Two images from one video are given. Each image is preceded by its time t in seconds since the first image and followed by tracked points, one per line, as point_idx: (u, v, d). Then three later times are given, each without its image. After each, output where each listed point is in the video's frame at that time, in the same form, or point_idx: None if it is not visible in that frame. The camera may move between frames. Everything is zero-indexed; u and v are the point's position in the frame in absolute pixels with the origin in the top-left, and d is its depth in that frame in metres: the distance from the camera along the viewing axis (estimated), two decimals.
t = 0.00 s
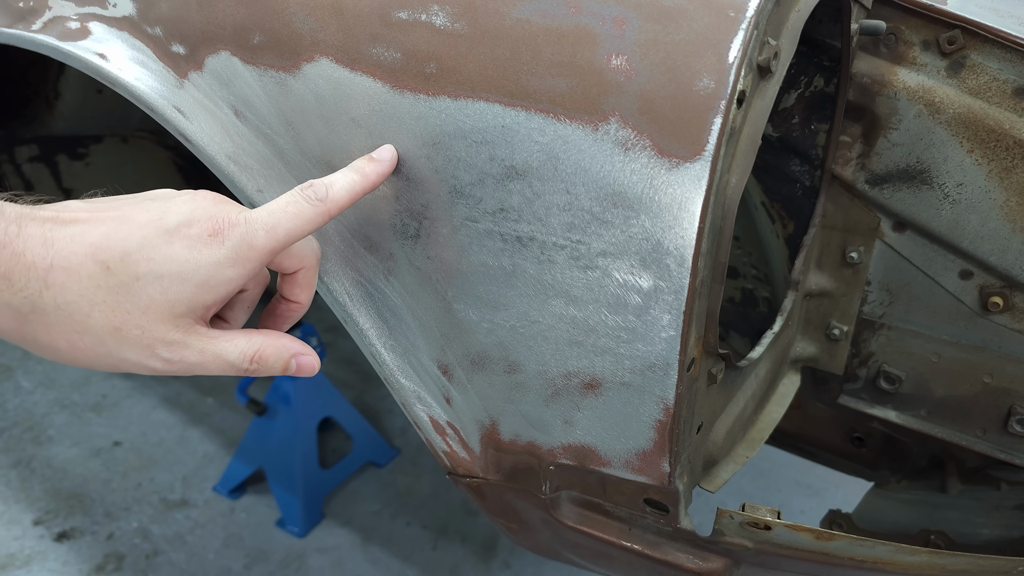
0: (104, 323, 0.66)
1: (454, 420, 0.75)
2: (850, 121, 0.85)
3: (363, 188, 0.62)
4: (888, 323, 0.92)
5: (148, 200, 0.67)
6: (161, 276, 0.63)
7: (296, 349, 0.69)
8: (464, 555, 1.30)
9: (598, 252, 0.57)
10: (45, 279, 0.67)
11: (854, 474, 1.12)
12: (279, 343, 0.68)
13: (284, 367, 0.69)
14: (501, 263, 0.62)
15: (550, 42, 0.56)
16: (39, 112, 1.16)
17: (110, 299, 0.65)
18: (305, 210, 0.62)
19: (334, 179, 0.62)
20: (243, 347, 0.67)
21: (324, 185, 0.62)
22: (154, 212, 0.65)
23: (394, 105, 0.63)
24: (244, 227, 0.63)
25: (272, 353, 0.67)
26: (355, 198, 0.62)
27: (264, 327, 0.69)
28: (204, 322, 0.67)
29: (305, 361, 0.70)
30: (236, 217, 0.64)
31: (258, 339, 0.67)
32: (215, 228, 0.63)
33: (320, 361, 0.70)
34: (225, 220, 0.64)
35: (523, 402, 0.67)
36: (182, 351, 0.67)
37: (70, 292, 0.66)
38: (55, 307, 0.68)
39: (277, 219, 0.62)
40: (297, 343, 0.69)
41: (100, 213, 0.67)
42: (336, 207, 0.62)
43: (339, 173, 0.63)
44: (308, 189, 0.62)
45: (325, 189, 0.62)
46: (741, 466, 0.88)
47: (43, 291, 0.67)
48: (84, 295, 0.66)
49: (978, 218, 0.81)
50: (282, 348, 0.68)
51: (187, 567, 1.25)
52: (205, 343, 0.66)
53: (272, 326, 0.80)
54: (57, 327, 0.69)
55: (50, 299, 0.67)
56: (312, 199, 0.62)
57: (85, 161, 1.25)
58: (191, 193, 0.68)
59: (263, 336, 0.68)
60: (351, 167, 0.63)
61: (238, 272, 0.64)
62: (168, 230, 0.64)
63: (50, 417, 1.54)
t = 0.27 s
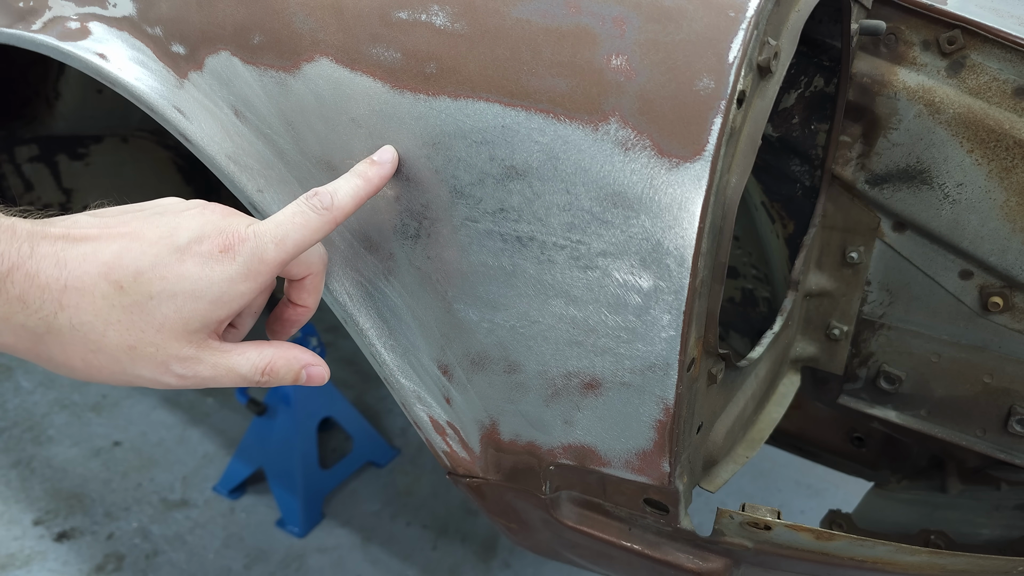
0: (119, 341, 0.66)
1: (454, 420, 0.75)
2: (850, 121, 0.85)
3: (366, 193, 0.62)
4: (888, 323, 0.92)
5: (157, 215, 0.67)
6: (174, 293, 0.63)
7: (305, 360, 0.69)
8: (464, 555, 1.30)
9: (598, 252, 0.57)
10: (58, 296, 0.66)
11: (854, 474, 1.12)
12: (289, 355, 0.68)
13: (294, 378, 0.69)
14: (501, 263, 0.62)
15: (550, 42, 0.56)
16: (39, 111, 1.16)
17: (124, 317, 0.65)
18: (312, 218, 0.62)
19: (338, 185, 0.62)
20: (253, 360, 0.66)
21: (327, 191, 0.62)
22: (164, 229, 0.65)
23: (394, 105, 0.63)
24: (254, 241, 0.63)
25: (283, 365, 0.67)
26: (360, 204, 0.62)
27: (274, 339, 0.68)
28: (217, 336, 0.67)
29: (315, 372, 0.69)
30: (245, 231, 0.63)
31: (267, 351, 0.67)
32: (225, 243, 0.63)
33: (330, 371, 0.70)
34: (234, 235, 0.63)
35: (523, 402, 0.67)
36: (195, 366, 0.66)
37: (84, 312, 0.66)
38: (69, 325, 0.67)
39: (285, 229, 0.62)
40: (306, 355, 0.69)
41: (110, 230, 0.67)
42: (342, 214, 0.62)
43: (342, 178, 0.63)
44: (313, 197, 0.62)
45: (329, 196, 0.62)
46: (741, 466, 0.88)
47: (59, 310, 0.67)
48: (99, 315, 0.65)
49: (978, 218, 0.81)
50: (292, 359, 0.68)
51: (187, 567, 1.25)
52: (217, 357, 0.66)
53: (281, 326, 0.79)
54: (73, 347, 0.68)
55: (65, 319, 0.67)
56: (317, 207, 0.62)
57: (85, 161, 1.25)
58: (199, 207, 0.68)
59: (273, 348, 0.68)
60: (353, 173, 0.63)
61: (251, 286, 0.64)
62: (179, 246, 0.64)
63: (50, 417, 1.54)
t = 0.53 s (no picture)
0: (123, 347, 0.66)
1: (454, 420, 0.75)
2: (850, 121, 0.85)
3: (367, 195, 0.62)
4: (888, 323, 0.92)
5: (160, 220, 0.67)
6: (179, 299, 0.63)
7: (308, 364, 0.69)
8: (464, 555, 1.30)
9: (598, 252, 0.57)
10: (60, 302, 0.66)
11: (854, 474, 1.12)
12: (294, 359, 0.69)
13: (298, 382, 0.69)
14: (501, 263, 0.62)
15: (550, 42, 0.56)
16: (39, 112, 1.16)
17: (129, 323, 0.64)
18: (314, 221, 0.62)
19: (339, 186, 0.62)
20: (258, 364, 0.67)
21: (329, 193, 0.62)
22: (168, 234, 0.65)
23: (394, 105, 0.63)
24: (257, 245, 0.63)
25: (287, 369, 0.68)
26: (362, 206, 0.62)
27: (277, 343, 0.69)
28: (221, 341, 0.67)
29: (319, 376, 0.70)
30: (248, 236, 0.63)
31: (271, 355, 0.68)
32: (228, 248, 0.63)
33: (333, 374, 0.71)
34: (237, 239, 0.63)
35: (523, 402, 0.67)
36: (199, 371, 0.66)
37: (88, 318, 0.65)
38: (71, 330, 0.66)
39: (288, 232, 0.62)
40: (310, 359, 0.69)
41: (112, 235, 0.66)
42: (344, 215, 0.62)
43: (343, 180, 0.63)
44: (314, 199, 0.62)
45: (331, 198, 0.62)
46: (741, 466, 0.87)
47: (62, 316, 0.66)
48: (103, 321, 0.65)
49: (978, 218, 0.81)
50: (296, 363, 0.68)
51: (187, 567, 1.25)
52: (221, 362, 0.67)
53: (284, 329, 0.79)
54: (76, 352, 0.68)
55: (68, 326, 0.66)
56: (319, 209, 0.62)
57: (85, 161, 1.25)
58: (201, 211, 0.68)
59: (277, 352, 0.68)
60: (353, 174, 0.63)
61: (256, 290, 0.64)
62: (183, 251, 0.64)
63: (50, 417, 1.54)
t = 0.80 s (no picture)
0: (123, 346, 0.65)
1: (454, 420, 0.75)
2: (850, 121, 0.85)
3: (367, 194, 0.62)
4: (888, 323, 0.92)
5: (160, 219, 0.67)
6: (180, 297, 0.63)
7: (308, 365, 0.69)
8: (464, 555, 1.30)
9: (598, 252, 0.57)
10: (60, 300, 0.66)
11: (854, 474, 1.12)
12: (294, 359, 0.69)
13: (299, 382, 0.69)
14: (501, 263, 0.62)
15: (550, 42, 0.56)
16: (39, 111, 1.16)
17: (129, 322, 0.64)
18: (315, 220, 0.62)
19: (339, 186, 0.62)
20: (258, 364, 0.67)
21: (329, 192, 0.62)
22: (168, 233, 0.65)
23: (394, 105, 0.63)
24: (258, 245, 0.63)
25: (288, 369, 0.68)
26: (362, 205, 0.62)
27: (278, 343, 0.69)
28: (221, 340, 0.68)
29: (319, 376, 0.70)
30: (249, 235, 0.63)
31: (271, 355, 0.68)
32: (229, 247, 0.63)
33: (334, 375, 0.71)
34: (238, 238, 0.63)
35: (523, 402, 0.67)
36: (200, 371, 0.66)
37: (88, 316, 0.65)
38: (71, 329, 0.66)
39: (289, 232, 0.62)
40: (310, 359, 0.69)
41: (112, 234, 0.66)
42: (345, 215, 0.62)
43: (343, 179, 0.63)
44: (315, 199, 0.62)
45: (333, 198, 0.62)
46: (741, 466, 0.87)
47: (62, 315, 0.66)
48: (103, 320, 0.65)
49: (978, 218, 0.81)
50: (296, 364, 0.68)
51: (187, 567, 1.25)
52: (222, 362, 0.67)
53: (284, 329, 0.79)
54: (75, 351, 0.68)
55: (68, 324, 0.66)
56: (320, 208, 0.62)
57: (85, 161, 1.25)
58: (201, 210, 0.68)
59: (277, 352, 0.68)
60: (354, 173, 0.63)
61: (257, 289, 0.64)
62: (184, 250, 0.64)
63: (50, 417, 1.54)
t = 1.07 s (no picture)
0: (125, 348, 0.65)
1: (454, 420, 0.75)
2: (850, 121, 0.85)
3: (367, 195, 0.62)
4: (888, 323, 0.92)
5: (161, 221, 0.67)
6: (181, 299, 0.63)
7: (311, 367, 0.69)
8: (464, 555, 1.30)
9: (598, 252, 0.57)
10: (60, 301, 0.66)
11: (854, 474, 1.12)
12: (296, 361, 0.68)
13: (301, 384, 0.69)
14: (501, 263, 0.62)
15: (550, 42, 0.56)
16: (39, 111, 1.16)
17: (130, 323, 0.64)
18: (315, 220, 0.62)
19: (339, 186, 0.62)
20: (260, 366, 0.67)
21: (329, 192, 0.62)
22: (169, 235, 0.65)
23: (394, 105, 0.63)
24: (259, 245, 0.63)
25: (289, 371, 0.68)
26: (362, 205, 0.63)
27: (280, 345, 0.69)
28: (223, 342, 0.68)
29: (321, 378, 0.70)
30: (250, 236, 0.63)
31: (272, 357, 0.68)
32: (230, 248, 0.63)
33: (336, 378, 0.71)
34: (239, 240, 0.63)
35: (523, 402, 0.67)
36: (201, 373, 0.66)
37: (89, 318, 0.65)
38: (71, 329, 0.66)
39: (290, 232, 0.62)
40: (311, 360, 0.69)
41: (113, 236, 0.66)
42: (346, 215, 0.62)
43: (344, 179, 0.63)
44: (316, 199, 0.62)
45: (333, 199, 0.62)
46: (741, 467, 0.87)
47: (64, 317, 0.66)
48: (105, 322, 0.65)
49: (978, 218, 0.81)
50: (298, 366, 0.68)
51: (187, 567, 1.25)
52: (223, 364, 0.67)
53: (286, 331, 0.79)
54: (76, 353, 0.68)
55: (69, 326, 0.66)
56: (321, 208, 0.62)
57: (85, 161, 1.25)
58: (203, 212, 0.68)
59: (279, 355, 0.68)
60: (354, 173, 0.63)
61: (258, 290, 0.64)
62: (185, 252, 0.64)
63: (50, 417, 1.54)
